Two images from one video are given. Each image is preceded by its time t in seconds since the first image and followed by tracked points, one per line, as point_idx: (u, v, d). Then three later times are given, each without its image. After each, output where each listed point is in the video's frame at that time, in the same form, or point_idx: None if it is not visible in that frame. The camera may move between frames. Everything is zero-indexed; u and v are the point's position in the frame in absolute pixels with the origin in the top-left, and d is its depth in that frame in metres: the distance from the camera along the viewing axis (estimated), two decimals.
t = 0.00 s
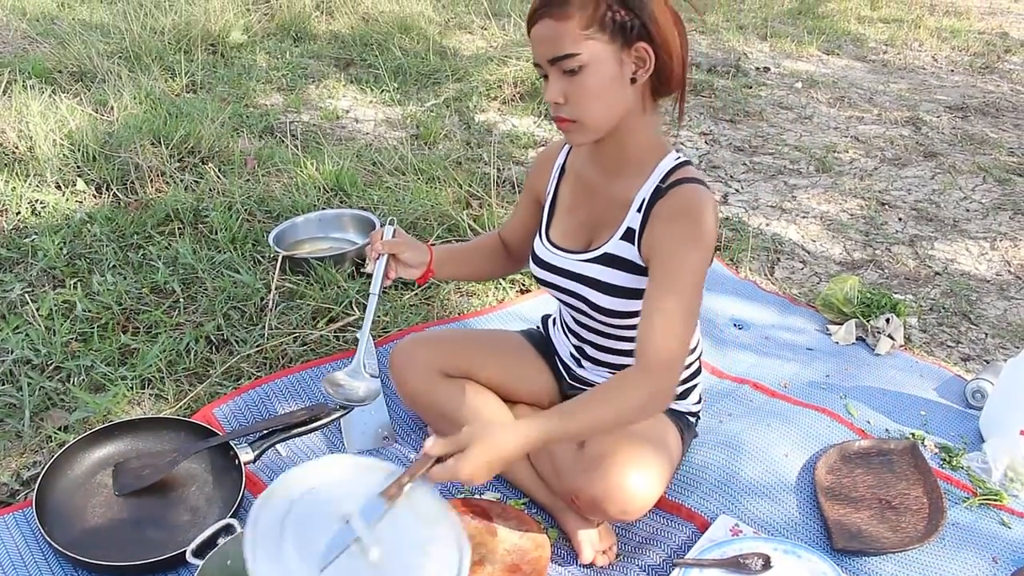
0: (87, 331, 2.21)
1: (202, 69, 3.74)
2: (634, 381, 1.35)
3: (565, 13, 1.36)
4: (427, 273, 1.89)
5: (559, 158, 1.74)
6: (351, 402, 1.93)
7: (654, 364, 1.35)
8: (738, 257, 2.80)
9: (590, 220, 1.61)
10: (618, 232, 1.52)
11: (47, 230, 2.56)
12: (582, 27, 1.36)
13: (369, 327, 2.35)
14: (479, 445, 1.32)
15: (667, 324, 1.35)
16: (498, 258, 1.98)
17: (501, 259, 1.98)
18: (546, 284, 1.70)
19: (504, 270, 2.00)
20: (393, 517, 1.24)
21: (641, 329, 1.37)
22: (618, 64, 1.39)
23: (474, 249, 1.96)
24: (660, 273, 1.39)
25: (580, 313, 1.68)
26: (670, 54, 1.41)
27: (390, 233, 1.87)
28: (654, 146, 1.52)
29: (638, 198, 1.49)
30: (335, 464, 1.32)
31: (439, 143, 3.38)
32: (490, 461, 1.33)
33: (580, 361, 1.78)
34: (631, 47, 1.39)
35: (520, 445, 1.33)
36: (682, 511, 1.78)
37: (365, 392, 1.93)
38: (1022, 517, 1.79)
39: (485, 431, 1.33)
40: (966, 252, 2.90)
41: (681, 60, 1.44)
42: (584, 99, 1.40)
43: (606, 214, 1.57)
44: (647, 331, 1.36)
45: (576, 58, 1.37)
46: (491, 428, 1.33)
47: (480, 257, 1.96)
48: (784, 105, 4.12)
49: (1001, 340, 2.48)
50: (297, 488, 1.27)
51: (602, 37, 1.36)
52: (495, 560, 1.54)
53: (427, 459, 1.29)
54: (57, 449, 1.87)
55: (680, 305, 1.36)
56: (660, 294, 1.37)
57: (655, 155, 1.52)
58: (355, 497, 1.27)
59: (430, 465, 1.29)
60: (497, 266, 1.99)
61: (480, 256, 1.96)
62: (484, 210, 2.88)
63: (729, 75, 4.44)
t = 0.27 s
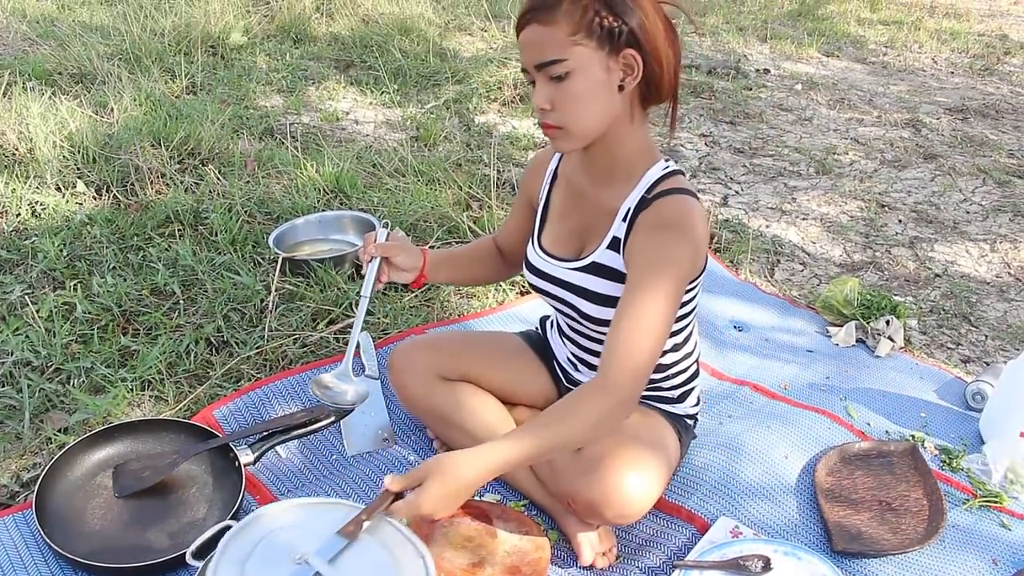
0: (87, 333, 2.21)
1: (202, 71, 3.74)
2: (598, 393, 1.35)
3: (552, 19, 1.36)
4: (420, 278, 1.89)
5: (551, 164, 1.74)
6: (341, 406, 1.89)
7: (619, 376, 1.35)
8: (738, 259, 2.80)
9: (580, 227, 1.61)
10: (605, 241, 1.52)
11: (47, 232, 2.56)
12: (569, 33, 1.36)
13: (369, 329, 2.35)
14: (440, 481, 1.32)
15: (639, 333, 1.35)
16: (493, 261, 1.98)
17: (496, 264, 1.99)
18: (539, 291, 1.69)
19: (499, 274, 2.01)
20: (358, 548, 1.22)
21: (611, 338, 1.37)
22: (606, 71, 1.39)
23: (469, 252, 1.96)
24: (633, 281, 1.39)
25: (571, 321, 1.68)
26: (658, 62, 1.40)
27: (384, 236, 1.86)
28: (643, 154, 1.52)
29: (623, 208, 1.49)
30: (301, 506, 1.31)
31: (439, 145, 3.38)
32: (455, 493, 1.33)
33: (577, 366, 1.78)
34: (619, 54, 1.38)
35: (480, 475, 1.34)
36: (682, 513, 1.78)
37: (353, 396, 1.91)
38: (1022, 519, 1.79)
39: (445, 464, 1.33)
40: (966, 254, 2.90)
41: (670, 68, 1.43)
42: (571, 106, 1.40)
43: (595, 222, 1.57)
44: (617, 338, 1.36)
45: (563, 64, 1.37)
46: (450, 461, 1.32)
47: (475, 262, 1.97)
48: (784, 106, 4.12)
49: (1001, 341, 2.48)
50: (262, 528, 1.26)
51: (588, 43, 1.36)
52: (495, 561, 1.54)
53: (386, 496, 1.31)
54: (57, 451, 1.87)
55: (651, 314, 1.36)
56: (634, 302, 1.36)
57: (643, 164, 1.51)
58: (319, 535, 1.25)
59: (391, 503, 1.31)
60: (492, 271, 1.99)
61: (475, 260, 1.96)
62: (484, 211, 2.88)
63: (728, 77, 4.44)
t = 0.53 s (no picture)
0: (87, 334, 2.21)
1: (202, 72, 3.74)
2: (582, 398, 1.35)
3: (544, 26, 1.36)
4: (416, 281, 1.89)
5: (546, 168, 1.74)
6: (338, 410, 1.89)
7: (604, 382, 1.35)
8: (738, 260, 2.80)
9: (573, 233, 1.61)
10: (597, 247, 1.52)
11: (47, 233, 2.56)
12: (560, 40, 1.35)
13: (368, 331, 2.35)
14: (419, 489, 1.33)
15: (625, 339, 1.35)
16: (491, 264, 1.98)
17: (494, 269, 1.99)
18: (536, 295, 1.70)
19: (497, 277, 2.00)
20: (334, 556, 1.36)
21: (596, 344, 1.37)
22: (597, 77, 1.38)
23: (467, 255, 1.96)
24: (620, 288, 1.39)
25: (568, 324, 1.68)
26: (651, 68, 1.40)
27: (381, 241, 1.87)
28: (636, 159, 1.52)
29: (615, 214, 1.49)
30: (280, 517, 1.45)
31: (439, 146, 3.38)
32: (436, 502, 1.34)
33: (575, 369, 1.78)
34: (611, 61, 1.38)
35: (461, 484, 1.34)
36: (682, 514, 1.78)
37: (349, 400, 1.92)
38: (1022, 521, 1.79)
39: (426, 472, 1.33)
40: (966, 255, 2.90)
41: (663, 74, 1.43)
42: (562, 112, 1.40)
43: (588, 227, 1.57)
44: (603, 344, 1.36)
45: (554, 71, 1.37)
46: (431, 469, 1.33)
47: (473, 266, 1.97)
48: (784, 108, 4.12)
49: (1001, 343, 2.48)
50: (244, 538, 1.39)
51: (580, 50, 1.36)
52: (495, 563, 1.54)
53: (365, 509, 1.37)
54: (57, 452, 1.87)
55: (638, 319, 1.36)
56: (621, 308, 1.37)
57: (636, 169, 1.51)
58: (298, 545, 1.39)
59: (370, 515, 1.38)
60: (490, 275, 1.99)
61: (473, 263, 1.97)
62: (484, 213, 2.88)
63: (728, 78, 4.45)
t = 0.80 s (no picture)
0: (86, 336, 2.21)
1: (202, 73, 3.74)
2: (576, 401, 1.34)
3: (540, 30, 1.36)
4: (415, 284, 1.88)
5: (544, 170, 1.74)
6: (338, 414, 1.85)
7: (599, 385, 1.34)
8: (738, 261, 2.80)
9: (571, 235, 1.61)
10: (595, 249, 1.52)
11: (46, 235, 2.56)
12: (556, 45, 1.35)
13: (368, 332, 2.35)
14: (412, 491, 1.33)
15: (620, 342, 1.34)
16: (491, 265, 1.98)
17: (494, 270, 1.99)
18: (535, 297, 1.70)
19: (496, 279, 2.01)
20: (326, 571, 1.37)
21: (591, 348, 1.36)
22: (594, 82, 1.38)
23: (466, 256, 1.97)
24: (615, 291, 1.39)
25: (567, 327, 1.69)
26: (647, 71, 1.40)
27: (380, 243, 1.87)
28: (634, 161, 1.52)
29: (613, 216, 1.49)
30: (270, 529, 1.44)
31: (439, 147, 3.38)
32: (430, 504, 1.33)
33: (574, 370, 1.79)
34: (608, 65, 1.38)
35: (454, 486, 1.33)
36: (682, 515, 1.78)
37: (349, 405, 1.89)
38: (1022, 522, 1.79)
39: (420, 475, 1.33)
40: (966, 256, 2.90)
41: (659, 78, 1.43)
42: (559, 116, 1.40)
43: (586, 229, 1.57)
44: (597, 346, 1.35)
45: (551, 75, 1.37)
46: (424, 471, 1.33)
47: (472, 268, 1.97)
48: (784, 109, 4.12)
49: (1001, 344, 2.48)
50: (235, 554, 1.39)
51: (576, 55, 1.36)
52: (495, 564, 1.54)
53: (360, 515, 1.39)
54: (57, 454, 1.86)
55: (633, 322, 1.35)
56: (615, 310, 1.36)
57: (633, 171, 1.51)
58: (289, 557, 1.39)
59: (365, 520, 1.39)
60: (489, 276, 1.99)
61: (473, 263, 1.97)
62: (484, 214, 2.88)
63: (728, 79, 4.45)
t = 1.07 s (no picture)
0: (86, 337, 2.21)
1: (202, 74, 3.75)
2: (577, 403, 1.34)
3: (537, 34, 1.36)
4: (416, 289, 1.88)
5: (543, 173, 1.74)
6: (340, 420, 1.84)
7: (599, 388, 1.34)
8: (738, 262, 2.80)
9: (571, 238, 1.61)
10: (595, 251, 1.52)
11: (47, 236, 2.56)
12: (553, 48, 1.35)
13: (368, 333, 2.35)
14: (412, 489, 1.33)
15: (620, 346, 1.34)
16: (491, 268, 1.98)
17: (494, 273, 1.99)
18: (535, 300, 1.70)
19: (496, 282, 2.01)
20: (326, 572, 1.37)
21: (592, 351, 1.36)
22: (592, 84, 1.38)
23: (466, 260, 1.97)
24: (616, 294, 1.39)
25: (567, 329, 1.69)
26: (645, 73, 1.40)
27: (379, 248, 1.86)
28: (633, 163, 1.52)
29: (612, 218, 1.49)
30: (271, 531, 1.45)
31: (438, 149, 3.38)
32: (429, 502, 1.33)
33: (575, 372, 1.79)
34: (605, 67, 1.38)
35: (453, 485, 1.33)
36: (682, 517, 1.78)
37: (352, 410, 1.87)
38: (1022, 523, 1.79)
39: (420, 474, 1.33)
40: (965, 257, 2.91)
41: (656, 79, 1.43)
42: (557, 119, 1.40)
43: (586, 231, 1.57)
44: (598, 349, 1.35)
45: (548, 79, 1.37)
46: (424, 470, 1.33)
47: (472, 272, 1.97)
48: (784, 110, 4.12)
49: (1001, 345, 2.48)
50: (236, 555, 1.39)
51: (573, 58, 1.36)
52: (495, 566, 1.54)
53: (360, 514, 1.38)
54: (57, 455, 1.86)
55: (633, 325, 1.35)
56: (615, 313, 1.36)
57: (633, 173, 1.51)
58: (290, 558, 1.39)
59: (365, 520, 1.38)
60: (490, 279, 2.00)
61: (472, 266, 1.97)
62: (484, 215, 2.89)
63: (728, 81, 4.45)
